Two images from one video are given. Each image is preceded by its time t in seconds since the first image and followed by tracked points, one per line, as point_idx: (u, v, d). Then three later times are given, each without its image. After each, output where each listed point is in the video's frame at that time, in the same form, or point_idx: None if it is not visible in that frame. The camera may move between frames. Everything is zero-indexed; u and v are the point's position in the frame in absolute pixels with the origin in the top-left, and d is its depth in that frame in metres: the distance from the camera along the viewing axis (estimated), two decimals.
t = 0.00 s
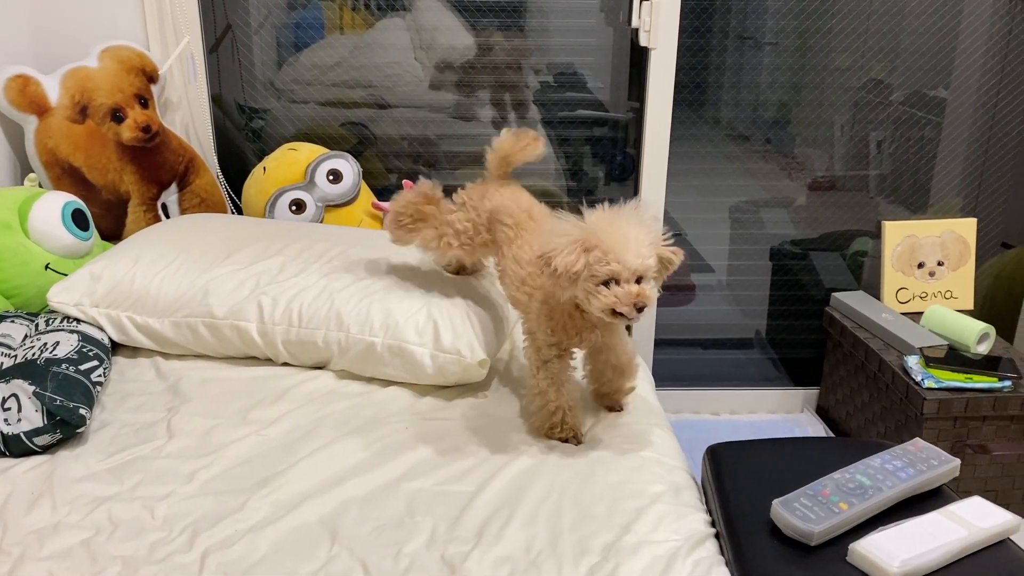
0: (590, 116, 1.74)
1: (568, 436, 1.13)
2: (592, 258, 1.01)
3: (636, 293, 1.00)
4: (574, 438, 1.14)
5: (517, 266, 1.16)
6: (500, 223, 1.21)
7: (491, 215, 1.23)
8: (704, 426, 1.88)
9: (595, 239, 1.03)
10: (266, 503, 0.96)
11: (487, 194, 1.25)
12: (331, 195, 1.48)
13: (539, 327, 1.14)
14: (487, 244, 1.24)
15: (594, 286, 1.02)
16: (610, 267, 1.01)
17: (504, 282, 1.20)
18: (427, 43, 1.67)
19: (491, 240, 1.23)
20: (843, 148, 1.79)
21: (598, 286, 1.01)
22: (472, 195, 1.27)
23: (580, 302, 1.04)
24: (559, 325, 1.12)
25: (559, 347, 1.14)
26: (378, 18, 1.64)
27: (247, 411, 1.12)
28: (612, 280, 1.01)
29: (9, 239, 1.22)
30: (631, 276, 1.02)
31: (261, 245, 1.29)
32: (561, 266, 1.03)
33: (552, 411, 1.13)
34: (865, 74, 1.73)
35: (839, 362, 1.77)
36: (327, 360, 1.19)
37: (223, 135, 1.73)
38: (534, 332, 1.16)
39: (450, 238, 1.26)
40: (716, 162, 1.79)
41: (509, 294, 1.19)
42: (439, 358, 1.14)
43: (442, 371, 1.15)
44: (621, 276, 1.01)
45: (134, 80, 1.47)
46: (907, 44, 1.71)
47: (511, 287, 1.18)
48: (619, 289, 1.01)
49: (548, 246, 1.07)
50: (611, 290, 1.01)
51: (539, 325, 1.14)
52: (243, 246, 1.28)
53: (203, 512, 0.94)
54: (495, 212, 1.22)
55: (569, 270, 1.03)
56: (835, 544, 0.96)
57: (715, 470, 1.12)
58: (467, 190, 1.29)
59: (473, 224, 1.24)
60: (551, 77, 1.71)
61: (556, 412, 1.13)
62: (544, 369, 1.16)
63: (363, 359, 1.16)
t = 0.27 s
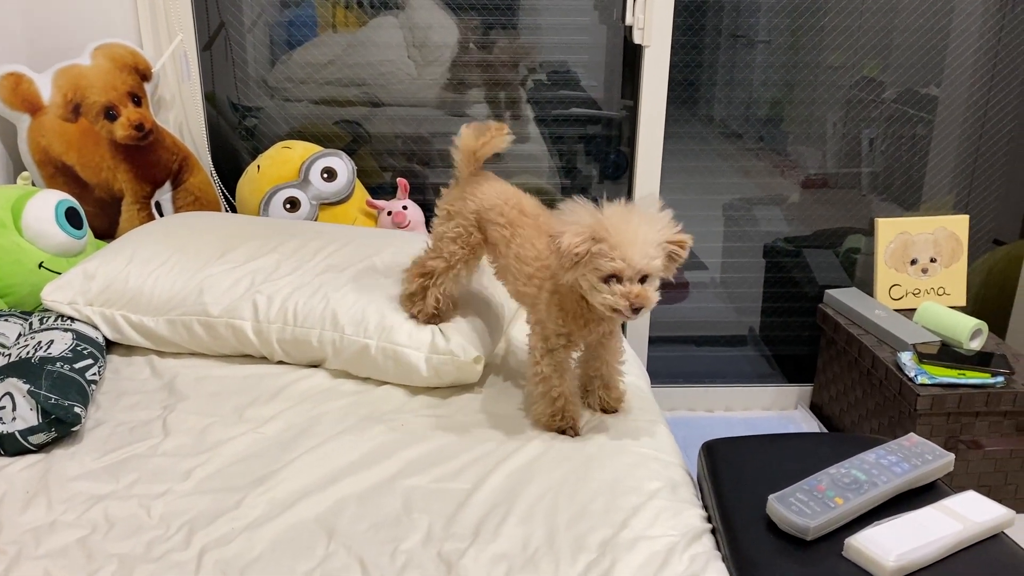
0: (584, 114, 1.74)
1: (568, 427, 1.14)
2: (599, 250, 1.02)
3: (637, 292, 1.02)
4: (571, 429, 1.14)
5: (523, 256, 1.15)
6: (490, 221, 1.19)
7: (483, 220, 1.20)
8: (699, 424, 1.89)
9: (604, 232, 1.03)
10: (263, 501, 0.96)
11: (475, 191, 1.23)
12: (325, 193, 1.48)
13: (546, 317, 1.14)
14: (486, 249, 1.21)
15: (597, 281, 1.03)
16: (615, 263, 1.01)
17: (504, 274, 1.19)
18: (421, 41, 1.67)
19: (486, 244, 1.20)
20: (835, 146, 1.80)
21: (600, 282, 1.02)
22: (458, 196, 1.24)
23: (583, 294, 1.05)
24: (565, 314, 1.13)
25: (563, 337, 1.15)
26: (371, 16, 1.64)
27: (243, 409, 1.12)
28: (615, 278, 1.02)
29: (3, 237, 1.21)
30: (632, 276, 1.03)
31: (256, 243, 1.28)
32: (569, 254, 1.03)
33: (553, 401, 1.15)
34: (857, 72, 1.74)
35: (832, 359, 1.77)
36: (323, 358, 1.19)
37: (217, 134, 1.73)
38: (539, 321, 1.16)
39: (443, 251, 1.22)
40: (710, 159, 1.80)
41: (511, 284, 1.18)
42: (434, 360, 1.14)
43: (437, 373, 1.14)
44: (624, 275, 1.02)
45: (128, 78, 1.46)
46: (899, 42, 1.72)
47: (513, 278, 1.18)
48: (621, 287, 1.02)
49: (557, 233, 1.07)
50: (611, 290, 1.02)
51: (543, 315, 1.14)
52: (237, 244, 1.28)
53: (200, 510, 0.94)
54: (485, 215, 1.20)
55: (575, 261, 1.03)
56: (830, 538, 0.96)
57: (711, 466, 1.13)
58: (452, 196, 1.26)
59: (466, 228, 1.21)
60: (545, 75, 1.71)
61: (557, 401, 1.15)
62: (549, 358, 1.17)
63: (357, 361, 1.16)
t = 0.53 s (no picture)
0: (577, 111, 1.75)
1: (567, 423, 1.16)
2: (624, 264, 1.01)
3: (657, 309, 1.01)
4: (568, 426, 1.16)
5: (544, 260, 1.13)
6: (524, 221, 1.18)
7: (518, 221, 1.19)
8: (692, 420, 1.89)
9: (630, 244, 1.02)
10: (260, 497, 0.97)
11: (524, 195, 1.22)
12: (320, 190, 1.48)
13: (562, 320, 1.13)
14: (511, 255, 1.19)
15: (619, 296, 1.03)
16: (637, 279, 1.01)
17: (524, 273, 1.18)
18: (414, 37, 1.67)
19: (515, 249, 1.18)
20: (827, 142, 1.81)
21: (620, 296, 1.02)
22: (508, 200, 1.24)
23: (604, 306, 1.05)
24: (581, 318, 1.13)
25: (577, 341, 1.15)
26: (364, 13, 1.64)
27: (239, 405, 1.12)
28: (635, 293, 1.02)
29: None
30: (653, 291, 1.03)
31: (250, 240, 1.28)
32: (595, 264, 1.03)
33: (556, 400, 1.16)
34: (848, 69, 1.75)
35: (824, 355, 1.77)
36: (319, 355, 1.20)
37: (211, 130, 1.73)
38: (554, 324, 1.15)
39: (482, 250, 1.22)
40: (702, 156, 1.81)
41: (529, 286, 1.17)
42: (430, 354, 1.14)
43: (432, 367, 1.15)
44: (645, 291, 1.02)
45: (121, 76, 1.46)
46: (890, 39, 1.73)
47: (530, 281, 1.16)
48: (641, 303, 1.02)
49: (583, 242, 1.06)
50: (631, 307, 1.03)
51: (558, 318, 1.14)
52: (232, 241, 1.28)
53: (197, 507, 0.95)
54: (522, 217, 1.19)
55: (599, 274, 1.03)
56: (823, 532, 0.97)
57: (704, 460, 1.14)
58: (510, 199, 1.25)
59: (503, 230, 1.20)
60: (539, 73, 1.72)
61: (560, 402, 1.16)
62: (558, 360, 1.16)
63: (352, 355, 1.16)
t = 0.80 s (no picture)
0: (568, 103, 1.74)
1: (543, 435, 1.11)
2: (587, 265, 0.98)
3: (622, 317, 0.97)
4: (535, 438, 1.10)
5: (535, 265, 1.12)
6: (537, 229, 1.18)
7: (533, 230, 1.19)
8: (683, 411, 1.87)
9: (597, 243, 0.98)
10: (250, 489, 0.97)
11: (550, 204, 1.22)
12: (309, 183, 1.48)
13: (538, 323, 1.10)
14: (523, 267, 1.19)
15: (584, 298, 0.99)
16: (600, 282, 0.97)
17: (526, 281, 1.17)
18: (404, 29, 1.66)
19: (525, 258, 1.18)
20: (818, 135, 1.82)
21: (584, 298, 0.99)
22: (532, 216, 1.25)
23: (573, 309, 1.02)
24: (559, 326, 1.08)
25: (555, 349, 1.09)
26: (354, 5, 1.64)
27: (228, 398, 1.12)
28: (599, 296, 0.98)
29: None
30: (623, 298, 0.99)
31: (239, 232, 1.28)
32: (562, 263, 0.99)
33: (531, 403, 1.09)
34: (839, 61, 1.75)
35: (814, 346, 1.77)
36: (308, 347, 1.20)
37: (200, 123, 1.72)
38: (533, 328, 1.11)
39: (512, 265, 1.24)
40: (693, 148, 1.81)
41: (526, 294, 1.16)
42: (420, 348, 1.15)
43: (422, 360, 1.15)
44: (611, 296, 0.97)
45: (110, 69, 1.45)
46: (880, 31, 1.73)
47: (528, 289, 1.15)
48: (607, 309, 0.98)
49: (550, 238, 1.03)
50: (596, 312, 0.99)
51: (536, 323, 1.11)
52: (221, 234, 1.28)
53: (187, 499, 0.95)
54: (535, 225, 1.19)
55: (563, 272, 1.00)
56: (809, 521, 0.98)
57: (693, 451, 1.14)
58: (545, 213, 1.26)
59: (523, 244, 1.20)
60: (530, 65, 1.71)
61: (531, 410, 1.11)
62: (536, 370, 1.11)
63: (342, 348, 1.17)
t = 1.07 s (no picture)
0: (561, 94, 1.74)
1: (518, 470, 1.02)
2: (575, 308, 0.90)
3: (612, 366, 0.90)
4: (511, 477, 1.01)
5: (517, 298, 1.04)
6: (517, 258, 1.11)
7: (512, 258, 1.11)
8: (674, 400, 1.88)
9: (587, 284, 0.91)
10: (242, 479, 0.97)
11: (531, 227, 1.15)
12: (300, 173, 1.47)
13: (515, 359, 1.02)
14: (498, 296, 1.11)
15: (572, 344, 0.92)
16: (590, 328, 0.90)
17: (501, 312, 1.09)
18: (395, 18, 1.66)
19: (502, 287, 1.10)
20: (810, 125, 1.81)
21: (573, 344, 0.91)
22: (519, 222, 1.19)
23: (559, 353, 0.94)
24: (539, 361, 1.00)
25: (532, 383, 1.02)
26: None
27: (220, 389, 1.12)
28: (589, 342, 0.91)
29: None
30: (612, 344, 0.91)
31: (230, 223, 1.28)
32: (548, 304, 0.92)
33: (503, 425, 1.02)
34: (831, 52, 1.75)
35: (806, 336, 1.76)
36: (300, 338, 1.20)
37: (191, 114, 1.71)
38: (509, 362, 1.03)
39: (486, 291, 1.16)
40: (685, 139, 1.81)
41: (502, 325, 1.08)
42: (412, 339, 1.15)
43: (413, 351, 1.15)
44: (601, 343, 0.90)
45: (99, 59, 1.44)
46: (872, 21, 1.73)
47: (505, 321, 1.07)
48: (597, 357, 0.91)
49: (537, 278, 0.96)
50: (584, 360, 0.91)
51: (513, 359, 1.02)
52: (211, 224, 1.27)
53: (178, 490, 0.95)
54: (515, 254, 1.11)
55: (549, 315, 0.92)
56: (799, 509, 0.98)
57: (683, 440, 1.15)
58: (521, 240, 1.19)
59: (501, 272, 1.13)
60: (523, 55, 1.71)
61: (506, 445, 1.02)
62: (508, 402, 1.03)
63: (334, 338, 1.17)
